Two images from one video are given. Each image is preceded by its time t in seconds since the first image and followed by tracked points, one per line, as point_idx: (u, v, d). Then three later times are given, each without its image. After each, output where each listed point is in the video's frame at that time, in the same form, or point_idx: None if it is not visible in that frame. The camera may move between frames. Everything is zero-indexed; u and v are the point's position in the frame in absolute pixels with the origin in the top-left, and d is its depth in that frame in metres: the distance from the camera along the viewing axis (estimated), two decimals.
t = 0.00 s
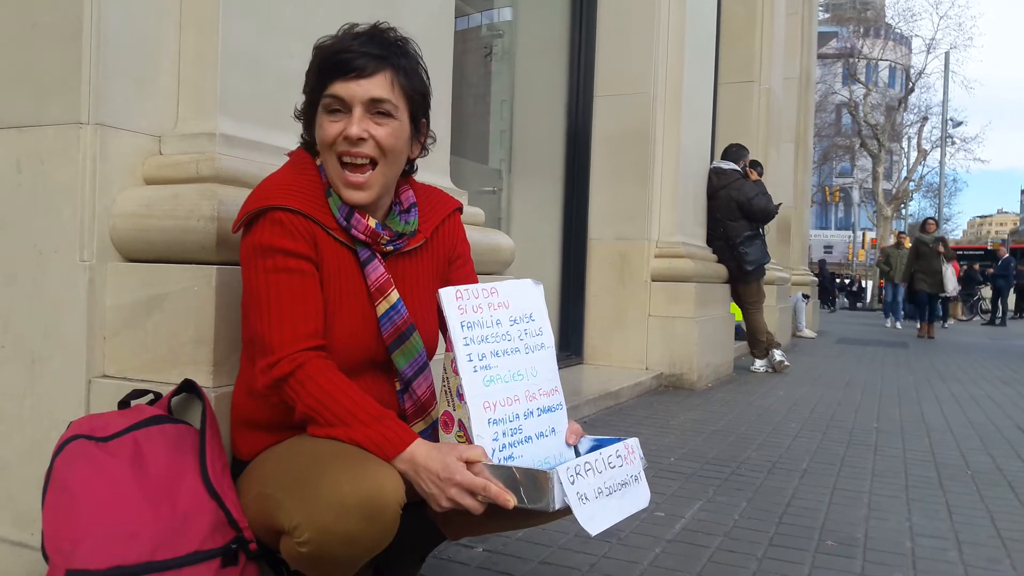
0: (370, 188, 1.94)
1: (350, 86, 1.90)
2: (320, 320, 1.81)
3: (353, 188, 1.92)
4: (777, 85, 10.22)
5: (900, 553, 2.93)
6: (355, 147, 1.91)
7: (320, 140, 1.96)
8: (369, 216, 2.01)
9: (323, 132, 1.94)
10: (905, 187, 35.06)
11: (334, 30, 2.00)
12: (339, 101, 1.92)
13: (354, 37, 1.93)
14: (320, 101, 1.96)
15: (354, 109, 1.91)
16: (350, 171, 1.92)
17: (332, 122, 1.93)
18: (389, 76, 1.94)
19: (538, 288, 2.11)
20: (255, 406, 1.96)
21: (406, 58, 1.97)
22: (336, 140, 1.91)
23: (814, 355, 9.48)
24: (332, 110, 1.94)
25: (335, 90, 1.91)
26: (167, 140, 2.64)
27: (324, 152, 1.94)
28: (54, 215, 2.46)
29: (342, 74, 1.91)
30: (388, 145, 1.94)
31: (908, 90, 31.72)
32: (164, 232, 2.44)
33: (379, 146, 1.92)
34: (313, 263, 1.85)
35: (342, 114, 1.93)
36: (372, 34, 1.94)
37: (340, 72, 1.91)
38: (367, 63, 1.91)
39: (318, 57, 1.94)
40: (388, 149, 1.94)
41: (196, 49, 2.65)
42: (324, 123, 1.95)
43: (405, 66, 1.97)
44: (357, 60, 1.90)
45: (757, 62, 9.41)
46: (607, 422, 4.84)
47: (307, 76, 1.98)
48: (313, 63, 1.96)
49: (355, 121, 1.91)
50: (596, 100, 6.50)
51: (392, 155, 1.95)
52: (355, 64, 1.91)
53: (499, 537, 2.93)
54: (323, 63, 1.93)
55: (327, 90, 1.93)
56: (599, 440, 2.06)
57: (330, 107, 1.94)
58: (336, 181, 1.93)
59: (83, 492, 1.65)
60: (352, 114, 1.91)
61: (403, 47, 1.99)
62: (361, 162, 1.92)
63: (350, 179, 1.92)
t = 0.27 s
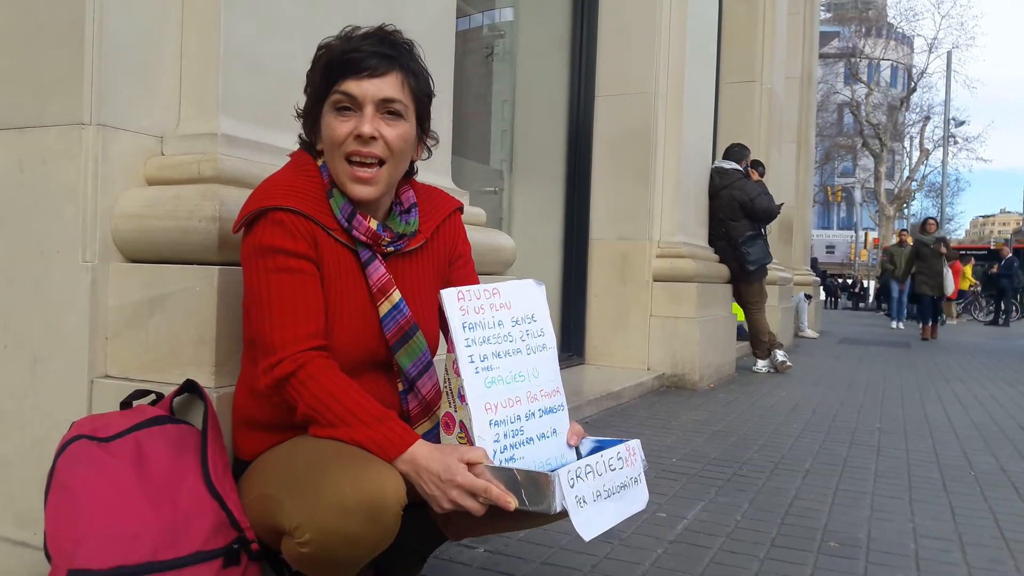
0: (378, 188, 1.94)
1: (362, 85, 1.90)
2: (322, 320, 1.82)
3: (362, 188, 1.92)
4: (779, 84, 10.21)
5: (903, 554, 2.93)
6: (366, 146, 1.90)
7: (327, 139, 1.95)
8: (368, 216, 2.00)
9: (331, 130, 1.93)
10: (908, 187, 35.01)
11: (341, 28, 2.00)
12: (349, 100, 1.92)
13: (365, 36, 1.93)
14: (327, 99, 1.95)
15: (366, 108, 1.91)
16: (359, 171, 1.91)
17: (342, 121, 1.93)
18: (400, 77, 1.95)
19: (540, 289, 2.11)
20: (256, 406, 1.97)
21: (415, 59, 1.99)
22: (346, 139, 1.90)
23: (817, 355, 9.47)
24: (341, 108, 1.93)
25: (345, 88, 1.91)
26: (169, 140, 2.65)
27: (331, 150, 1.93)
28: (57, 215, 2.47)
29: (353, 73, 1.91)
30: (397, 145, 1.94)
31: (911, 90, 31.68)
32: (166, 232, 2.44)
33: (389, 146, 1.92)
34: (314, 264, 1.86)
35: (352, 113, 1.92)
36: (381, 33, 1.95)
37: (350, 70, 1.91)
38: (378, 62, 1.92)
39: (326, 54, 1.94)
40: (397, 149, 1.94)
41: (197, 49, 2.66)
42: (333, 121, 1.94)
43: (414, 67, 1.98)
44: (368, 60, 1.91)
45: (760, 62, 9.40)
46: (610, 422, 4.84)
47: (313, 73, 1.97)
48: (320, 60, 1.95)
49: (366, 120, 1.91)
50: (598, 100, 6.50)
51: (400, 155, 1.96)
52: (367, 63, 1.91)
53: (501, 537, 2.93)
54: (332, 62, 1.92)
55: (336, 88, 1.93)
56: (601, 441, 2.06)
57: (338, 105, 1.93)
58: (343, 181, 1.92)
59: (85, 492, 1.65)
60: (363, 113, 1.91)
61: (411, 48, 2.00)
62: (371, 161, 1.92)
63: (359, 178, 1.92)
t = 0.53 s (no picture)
0: (376, 200, 1.93)
1: (363, 97, 1.89)
2: (326, 321, 1.81)
3: (361, 199, 1.91)
4: (780, 85, 10.20)
5: (904, 554, 2.92)
6: (365, 159, 1.88)
7: (328, 148, 1.94)
8: (372, 217, 2.00)
9: (332, 140, 1.92)
10: (910, 187, 34.98)
11: (345, 34, 1.99)
12: (350, 110, 1.90)
13: (367, 45, 1.91)
14: (329, 107, 1.94)
15: (366, 120, 1.90)
16: (357, 183, 1.90)
17: (343, 131, 1.91)
18: (401, 87, 1.93)
19: (545, 290, 2.10)
20: (259, 406, 1.96)
21: (418, 69, 1.97)
22: (346, 150, 1.89)
23: (818, 356, 9.45)
24: (342, 118, 1.92)
25: (347, 98, 1.90)
26: (171, 141, 2.64)
27: (332, 160, 1.92)
28: (58, 215, 2.46)
29: (355, 83, 1.89)
30: (396, 158, 1.93)
31: (912, 90, 31.66)
32: (167, 232, 2.44)
33: (388, 158, 1.91)
34: (317, 264, 1.85)
35: (353, 123, 1.91)
36: (385, 43, 1.93)
37: (352, 80, 1.90)
38: (380, 73, 1.90)
39: (328, 62, 1.92)
40: (396, 162, 1.93)
41: (199, 49, 2.65)
42: (334, 131, 1.92)
43: (416, 77, 1.96)
44: (369, 70, 1.89)
45: (761, 62, 9.39)
46: (611, 423, 4.83)
47: (316, 80, 1.96)
48: (322, 67, 1.94)
49: (366, 133, 1.89)
50: (599, 100, 6.49)
51: (400, 167, 1.94)
52: (369, 74, 1.89)
53: (502, 538, 2.93)
54: (334, 70, 1.90)
55: (338, 98, 1.91)
56: (604, 442, 2.05)
57: (340, 115, 1.92)
58: (343, 191, 1.92)
59: (87, 492, 1.65)
60: (363, 125, 1.90)
61: (413, 57, 1.98)
62: (370, 174, 1.90)
63: (358, 190, 1.91)
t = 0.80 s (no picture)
0: (373, 203, 1.93)
1: (351, 103, 1.88)
2: (326, 320, 1.81)
3: (358, 204, 1.91)
4: (780, 84, 10.20)
5: (903, 552, 2.92)
6: (359, 165, 1.88)
7: (322, 155, 1.94)
8: (371, 218, 2.00)
9: (325, 147, 1.92)
10: (910, 186, 34.97)
11: (330, 38, 1.97)
12: (340, 117, 1.90)
13: (350, 49, 1.89)
14: (319, 115, 1.93)
15: (357, 126, 1.89)
16: (353, 189, 1.90)
17: (335, 138, 1.91)
18: (389, 89, 1.91)
19: (545, 288, 2.10)
20: (259, 405, 1.96)
21: (405, 66, 1.94)
22: (339, 158, 1.89)
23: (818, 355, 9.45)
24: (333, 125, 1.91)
25: (335, 106, 1.89)
26: (170, 140, 2.64)
27: (326, 168, 1.92)
28: (57, 215, 2.46)
29: (342, 90, 1.88)
30: (391, 160, 1.92)
31: (912, 89, 31.65)
32: (167, 232, 2.44)
33: (382, 162, 1.90)
34: (317, 264, 1.85)
35: (344, 129, 1.91)
36: (368, 44, 1.91)
37: (339, 87, 1.89)
38: (366, 77, 1.89)
39: (314, 70, 1.91)
40: (391, 164, 1.92)
41: (198, 49, 2.65)
42: (326, 138, 1.92)
43: (404, 75, 1.94)
44: (355, 75, 1.87)
45: (761, 61, 9.39)
46: (611, 422, 4.83)
47: (303, 89, 1.95)
48: (308, 75, 1.93)
49: (357, 138, 1.89)
50: (599, 100, 6.49)
51: (394, 169, 1.94)
52: (355, 79, 1.88)
53: (503, 537, 2.93)
54: (320, 78, 1.89)
55: (327, 105, 1.91)
56: (604, 438, 2.05)
57: (330, 122, 1.92)
58: (340, 197, 1.92)
59: (87, 493, 1.65)
60: (354, 131, 1.89)
61: (398, 54, 1.95)
62: (365, 179, 1.90)
63: (354, 196, 1.91)
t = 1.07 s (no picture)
0: (385, 201, 1.96)
1: (369, 101, 1.90)
2: (321, 324, 1.81)
3: (370, 202, 1.93)
4: (780, 83, 10.20)
5: (903, 552, 2.93)
6: (375, 163, 1.91)
7: (331, 153, 1.93)
8: (366, 223, 2.00)
9: (337, 145, 1.92)
10: (909, 185, 34.97)
11: (336, 38, 1.96)
12: (355, 116, 1.91)
13: (364, 48, 1.90)
14: (329, 113, 1.93)
15: (373, 124, 1.91)
16: (367, 187, 1.92)
17: (348, 136, 1.92)
18: (403, 89, 1.95)
19: (541, 287, 2.10)
20: (256, 407, 1.97)
21: (415, 68, 1.98)
22: (355, 155, 1.90)
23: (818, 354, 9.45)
24: (346, 123, 1.92)
25: (352, 104, 1.90)
26: (169, 140, 2.64)
27: (337, 166, 1.93)
28: (57, 215, 2.46)
29: (358, 88, 1.89)
30: (404, 159, 1.96)
31: (912, 88, 31.64)
32: (166, 232, 2.44)
33: (396, 161, 1.94)
34: (311, 267, 1.86)
35: (359, 128, 1.92)
36: (381, 45, 1.93)
37: (355, 85, 1.89)
38: (383, 76, 1.91)
39: (325, 67, 1.90)
40: (404, 163, 1.96)
41: (197, 49, 2.65)
42: (338, 136, 1.92)
43: (415, 76, 1.98)
44: (372, 74, 1.89)
45: (760, 60, 9.39)
46: (611, 421, 4.83)
47: (312, 87, 1.93)
48: (319, 73, 1.92)
49: (375, 137, 1.91)
50: (598, 99, 6.49)
51: (405, 168, 1.98)
52: (372, 78, 1.90)
53: (502, 536, 2.93)
54: (333, 76, 1.89)
55: (341, 103, 1.91)
56: (602, 438, 2.05)
57: (343, 120, 1.92)
58: (350, 195, 1.93)
59: (86, 492, 1.65)
60: (370, 129, 1.91)
61: (408, 56, 1.99)
62: (380, 177, 1.93)
63: (366, 194, 1.92)
